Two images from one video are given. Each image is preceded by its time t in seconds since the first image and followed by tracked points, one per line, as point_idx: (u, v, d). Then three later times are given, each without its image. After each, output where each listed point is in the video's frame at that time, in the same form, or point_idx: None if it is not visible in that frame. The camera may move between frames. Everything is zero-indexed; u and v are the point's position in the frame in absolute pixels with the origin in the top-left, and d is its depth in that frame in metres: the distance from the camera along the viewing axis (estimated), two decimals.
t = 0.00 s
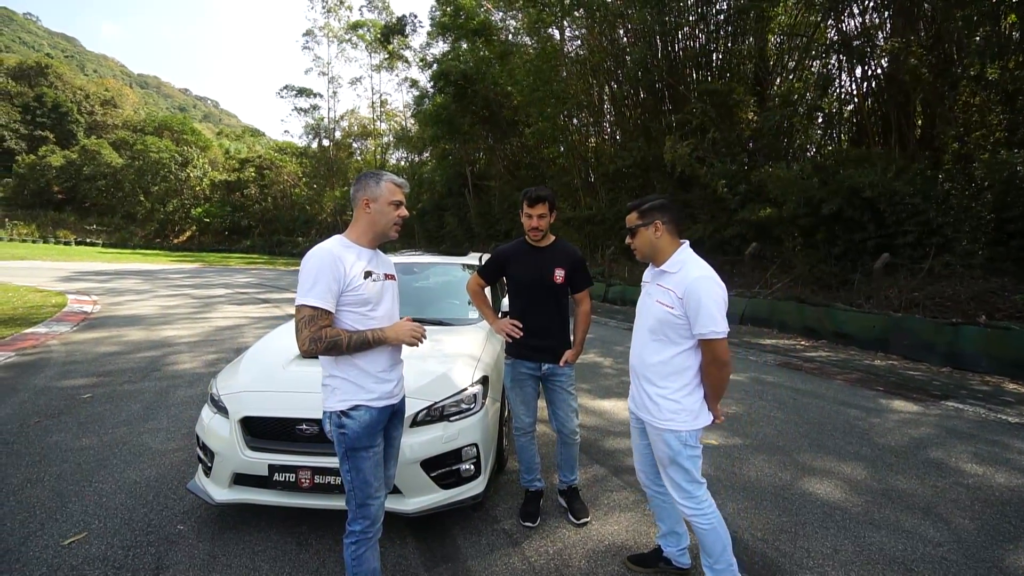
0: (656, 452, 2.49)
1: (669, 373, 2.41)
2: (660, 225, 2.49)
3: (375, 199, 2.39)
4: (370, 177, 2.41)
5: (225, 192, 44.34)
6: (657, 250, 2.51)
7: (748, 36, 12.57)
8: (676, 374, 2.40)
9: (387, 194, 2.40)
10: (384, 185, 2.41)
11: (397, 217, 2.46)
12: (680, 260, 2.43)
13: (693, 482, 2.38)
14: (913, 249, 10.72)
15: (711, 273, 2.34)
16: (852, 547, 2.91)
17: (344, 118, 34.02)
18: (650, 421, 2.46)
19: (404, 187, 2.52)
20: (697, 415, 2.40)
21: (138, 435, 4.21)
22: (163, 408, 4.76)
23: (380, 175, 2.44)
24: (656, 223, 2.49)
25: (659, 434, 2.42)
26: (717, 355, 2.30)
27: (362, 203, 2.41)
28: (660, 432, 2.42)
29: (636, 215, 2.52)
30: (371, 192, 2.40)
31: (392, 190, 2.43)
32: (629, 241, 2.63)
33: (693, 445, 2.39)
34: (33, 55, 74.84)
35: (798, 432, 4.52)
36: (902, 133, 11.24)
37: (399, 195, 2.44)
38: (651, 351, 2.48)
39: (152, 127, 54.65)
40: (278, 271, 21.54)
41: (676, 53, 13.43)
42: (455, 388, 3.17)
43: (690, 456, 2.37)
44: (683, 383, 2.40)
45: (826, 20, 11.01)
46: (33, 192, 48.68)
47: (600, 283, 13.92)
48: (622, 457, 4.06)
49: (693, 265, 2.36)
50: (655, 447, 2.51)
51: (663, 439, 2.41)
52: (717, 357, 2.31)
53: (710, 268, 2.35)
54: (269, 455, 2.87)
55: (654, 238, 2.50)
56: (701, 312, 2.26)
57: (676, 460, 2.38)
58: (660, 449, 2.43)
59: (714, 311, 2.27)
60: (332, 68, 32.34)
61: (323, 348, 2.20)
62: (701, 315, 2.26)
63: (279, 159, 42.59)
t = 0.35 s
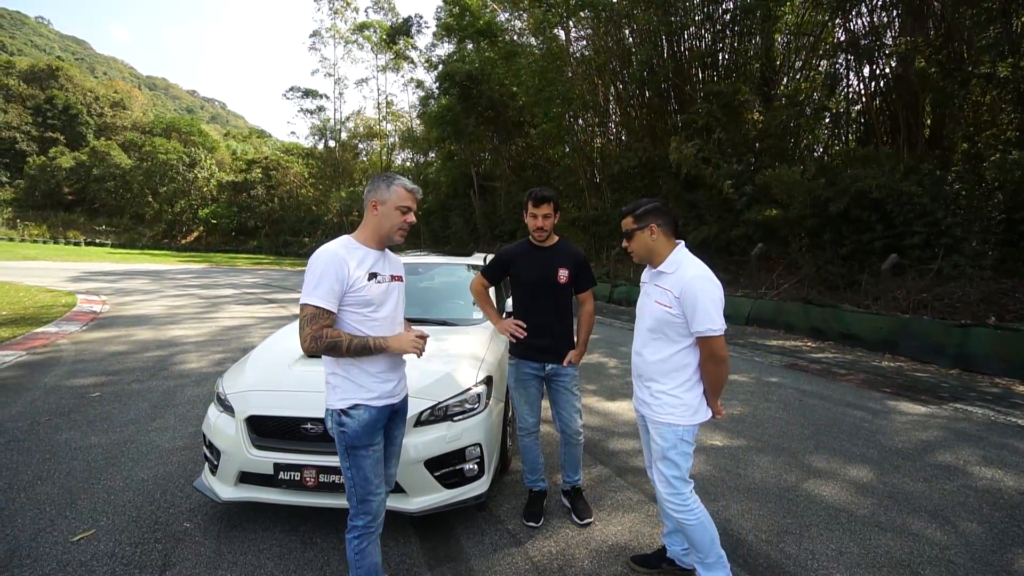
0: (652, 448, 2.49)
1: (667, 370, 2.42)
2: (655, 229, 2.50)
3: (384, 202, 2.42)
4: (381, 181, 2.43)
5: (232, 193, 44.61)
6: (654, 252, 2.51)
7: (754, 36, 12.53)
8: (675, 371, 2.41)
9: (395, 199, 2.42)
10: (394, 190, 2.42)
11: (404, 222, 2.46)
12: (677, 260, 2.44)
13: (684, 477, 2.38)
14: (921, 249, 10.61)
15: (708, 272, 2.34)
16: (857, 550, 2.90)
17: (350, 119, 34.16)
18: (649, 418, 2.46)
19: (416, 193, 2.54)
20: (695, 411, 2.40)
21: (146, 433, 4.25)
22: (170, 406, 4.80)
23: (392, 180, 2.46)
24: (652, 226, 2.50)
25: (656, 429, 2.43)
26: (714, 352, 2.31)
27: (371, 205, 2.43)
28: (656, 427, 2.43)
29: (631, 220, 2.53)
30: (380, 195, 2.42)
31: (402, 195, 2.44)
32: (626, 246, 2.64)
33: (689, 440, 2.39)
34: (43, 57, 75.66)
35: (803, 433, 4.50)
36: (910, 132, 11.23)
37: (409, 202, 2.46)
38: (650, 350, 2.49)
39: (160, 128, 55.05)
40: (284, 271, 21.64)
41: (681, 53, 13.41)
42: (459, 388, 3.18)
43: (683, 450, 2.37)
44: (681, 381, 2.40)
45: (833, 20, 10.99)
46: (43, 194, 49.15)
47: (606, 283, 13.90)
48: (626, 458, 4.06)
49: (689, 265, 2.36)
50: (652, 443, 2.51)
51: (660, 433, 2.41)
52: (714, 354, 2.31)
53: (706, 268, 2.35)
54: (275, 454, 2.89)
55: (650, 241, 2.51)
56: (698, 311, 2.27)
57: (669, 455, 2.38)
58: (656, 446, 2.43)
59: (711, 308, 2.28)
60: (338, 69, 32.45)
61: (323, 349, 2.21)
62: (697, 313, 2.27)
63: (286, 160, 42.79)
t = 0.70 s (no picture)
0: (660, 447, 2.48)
1: (674, 369, 2.41)
2: (657, 228, 2.50)
3: (404, 209, 2.44)
4: (406, 188, 2.46)
5: (238, 194, 44.85)
6: (655, 252, 2.51)
7: (759, 35, 12.47)
8: (681, 369, 2.40)
9: (417, 210, 2.44)
10: (417, 201, 2.45)
11: (419, 234, 2.47)
12: (678, 258, 2.44)
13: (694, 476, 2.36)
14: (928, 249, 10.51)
15: (711, 268, 2.35)
16: (863, 552, 2.87)
17: (355, 120, 34.30)
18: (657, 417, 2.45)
19: (437, 207, 2.55)
20: (704, 409, 2.39)
21: (152, 433, 4.28)
22: (177, 406, 4.84)
23: (417, 190, 2.49)
24: (653, 226, 2.50)
25: (664, 428, 2.42)
26: (720, 348, 2.31)
27: (392, 210, 2.45)
28: (665, 426, 2.42)
29: (633, 220, 2.53)
30: (400, 202, 2.44)
31: (423, 207, 2.46)
32: (627, 245, 2.63)
33: (698, 438, 2.38)
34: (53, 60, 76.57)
35: (808, 434, 4.48)
36: (918, 130, 11.08)
37: (428, 214, 2.47)
38: (656, 349, 2.48)
39: (167, 130, 55.46)
40: (290, 271, 21.73)
41: (687, 52, 13.33)
42: (461, 388, 3.19)
43: (692, 449, 2.37)
44: (689, 379, 2.40)
45: (840, 17, 10.92)
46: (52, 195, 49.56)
47: (610, 283, 13.88)
48: (629, 458, 4.05)
49: (691, 262, 2.37)
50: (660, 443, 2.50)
51: (669, 434, 2.40)
52: (721, 350, 2.31)
53: (709, 264, 2.36)
54: (278, 453, 2.92)
55: (652, 241, 2.50)
56: (703, 307, 2.27)
57: (678, 455, 2.37)
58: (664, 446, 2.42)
59: (716, 304, 2.28)
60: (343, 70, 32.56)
61: (298, 351, 2.22)
62: (703, 309, 2.27)
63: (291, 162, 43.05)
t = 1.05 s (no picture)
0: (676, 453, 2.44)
1: (689, 371, 2.39)
2: (659, 228, 2.51)
3: (413, 212, 2.44)
4: (416, 191, 2.46)
5: (244, 194, 45.08)
6: (659, 252, 2.52)
7: (765, 33, 12.36)
8: (697, 370, 2.39)
9: (425, 213, 2.46)
10: (427, 204, 2.47)
11: (424, 236, 2.49)
12: (684, 257, 2.45)
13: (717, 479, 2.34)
14: (936, 249, 10.41)
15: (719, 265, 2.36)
16: (867, 554, 2.85)
17: (360, 120, 34.38)
18: (674, 422, 2.42)
19: (444, 210, 2.55)
20: (720, 410, 2.38)
21: (158, 431, 4.31)
22: (182, 405, 4.87)
23: (427, 193, 2.50)
24: (656, 226, 2.50)
25: (682, 433, 2.39)
26: (736, 345, 2.31)
27: (400, 211, 2.44)
28: (683, 431, 2.38)
29: (635, 220, 2.54)
30: (408, 203, 2.44)
31: (432, 210, 2.48)
32: (630, 246, 2.64)
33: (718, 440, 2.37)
34: (62, 62, 77.20)
35: (813, 436, 4.45)
36: (926, 129, 11.05)
37: (435, 217, 2.49)
38: (667, 351, 2.46)
39: (174, 131, 55.81)
40: (296, 271, 21.82)
41: (692, 51, 13.28)
42: (462, 388, 3.19)
43: (713, 452, 2.34)
44: (705, 379, 2.39)
45: (847, 16, 10.84)
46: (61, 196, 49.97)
47: (615, 283, 13.85)
48: (632, 459, 4.04)
49: (698, 260, 2.38)
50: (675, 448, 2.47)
51: (688, 438, 2.37)
52: (737, 348, 2.31)
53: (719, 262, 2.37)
54: (280, 453, 2.93)
55: (654, 241, 2.51)
56: (718, 305, 2.28)
57: (699, 459, 2.34)
58: (683, 451, 2.39)
59: (729, 301, 2.29)
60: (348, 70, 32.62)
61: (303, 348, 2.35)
62: (717, 308, 2.28)
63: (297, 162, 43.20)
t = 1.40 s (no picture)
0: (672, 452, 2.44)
1: (694, 371, 2.38)
2: (668, 225, 2.48)
3: (412, 209, 2.44)
4: (412, 186, 2.46)
5: (250, 193, 45.30)
6: (666, 250, 2.49)
7: (772, 30, 12.36)
8: (701, 370, 2.37)
9: (424, 207, 2.46)
10: (423, 197, 2.46)
11: (425, 232, 2.49)
12: (693, 255, 2.42)
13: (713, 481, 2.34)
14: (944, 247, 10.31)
15: (729, 265, 2.34)
16: (871, 555, 2.83)
17: (365, 119, 34.44)
18: (675, 422, 2.41)
19: (438, 200, 2.55)
20: (723, 412, 2.37)
21: (163, 428, 4.35)
22: (187, 402, 4.91)
23: (421, 186, 2.49)
24: (665, 223, 2.48)
25: (683, 433, 2.37)
26: (743, 346, 2.30)
27: (399, 208, 2.44)
28: (684, 432, 2.37)
29: (645, 214, 2.52)
30: (406, 199, 2.44)
31: (428, 203, 2.48)
32: (637, 240, 2.62)
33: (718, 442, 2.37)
34: (71, 61, 77.81)
35: (818, 435, 4.41)
36: (934, 126, 10.93)
37: (432, 210, 2.49)
38: (671, 350, 2.44)
39: (181, 130, 56.13)
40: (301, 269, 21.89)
41: (699, 48, 13.24)
42: (464, 386, 3.19)
43: (709, 454, 2.34)
44: (710, 380, 2.37)
45: (854, 12, 10.69)
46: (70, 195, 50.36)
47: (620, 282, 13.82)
48: (634, 457, 4.03)
49: (708, 259, 2.34)
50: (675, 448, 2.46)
51: (688, 440, 2.35)
52: (743, 348, 2.30)
53: (728, 262, 2.35)
54: (282, 450, 2.94)
55: (662, 238, 2.49)
56: (725, 306, 2.26)
57: (697, 460, 2.33)
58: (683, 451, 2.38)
59: (737, 301, 2.27)
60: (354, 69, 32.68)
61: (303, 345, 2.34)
62: (725, 308, 2.25)
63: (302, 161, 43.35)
